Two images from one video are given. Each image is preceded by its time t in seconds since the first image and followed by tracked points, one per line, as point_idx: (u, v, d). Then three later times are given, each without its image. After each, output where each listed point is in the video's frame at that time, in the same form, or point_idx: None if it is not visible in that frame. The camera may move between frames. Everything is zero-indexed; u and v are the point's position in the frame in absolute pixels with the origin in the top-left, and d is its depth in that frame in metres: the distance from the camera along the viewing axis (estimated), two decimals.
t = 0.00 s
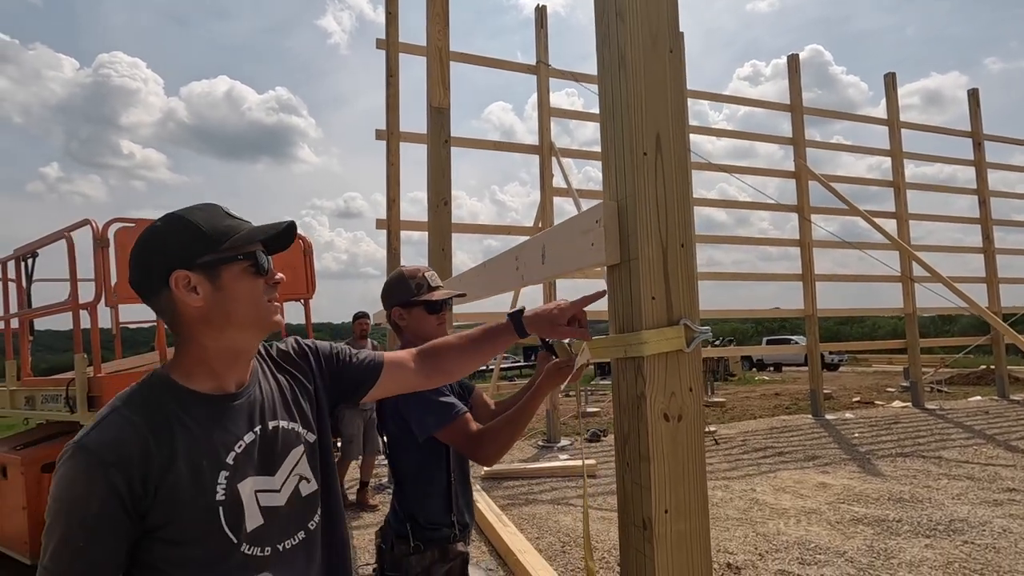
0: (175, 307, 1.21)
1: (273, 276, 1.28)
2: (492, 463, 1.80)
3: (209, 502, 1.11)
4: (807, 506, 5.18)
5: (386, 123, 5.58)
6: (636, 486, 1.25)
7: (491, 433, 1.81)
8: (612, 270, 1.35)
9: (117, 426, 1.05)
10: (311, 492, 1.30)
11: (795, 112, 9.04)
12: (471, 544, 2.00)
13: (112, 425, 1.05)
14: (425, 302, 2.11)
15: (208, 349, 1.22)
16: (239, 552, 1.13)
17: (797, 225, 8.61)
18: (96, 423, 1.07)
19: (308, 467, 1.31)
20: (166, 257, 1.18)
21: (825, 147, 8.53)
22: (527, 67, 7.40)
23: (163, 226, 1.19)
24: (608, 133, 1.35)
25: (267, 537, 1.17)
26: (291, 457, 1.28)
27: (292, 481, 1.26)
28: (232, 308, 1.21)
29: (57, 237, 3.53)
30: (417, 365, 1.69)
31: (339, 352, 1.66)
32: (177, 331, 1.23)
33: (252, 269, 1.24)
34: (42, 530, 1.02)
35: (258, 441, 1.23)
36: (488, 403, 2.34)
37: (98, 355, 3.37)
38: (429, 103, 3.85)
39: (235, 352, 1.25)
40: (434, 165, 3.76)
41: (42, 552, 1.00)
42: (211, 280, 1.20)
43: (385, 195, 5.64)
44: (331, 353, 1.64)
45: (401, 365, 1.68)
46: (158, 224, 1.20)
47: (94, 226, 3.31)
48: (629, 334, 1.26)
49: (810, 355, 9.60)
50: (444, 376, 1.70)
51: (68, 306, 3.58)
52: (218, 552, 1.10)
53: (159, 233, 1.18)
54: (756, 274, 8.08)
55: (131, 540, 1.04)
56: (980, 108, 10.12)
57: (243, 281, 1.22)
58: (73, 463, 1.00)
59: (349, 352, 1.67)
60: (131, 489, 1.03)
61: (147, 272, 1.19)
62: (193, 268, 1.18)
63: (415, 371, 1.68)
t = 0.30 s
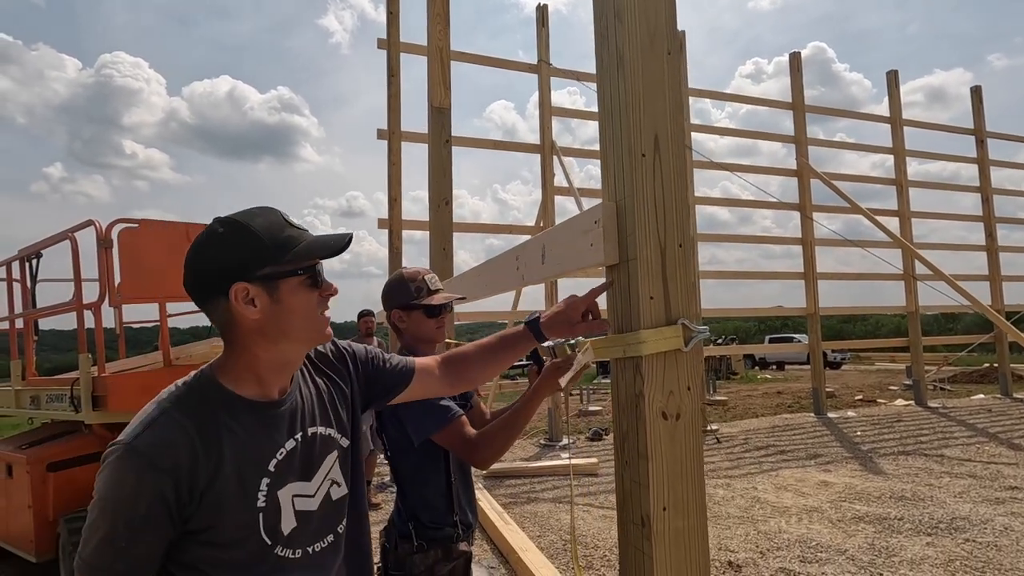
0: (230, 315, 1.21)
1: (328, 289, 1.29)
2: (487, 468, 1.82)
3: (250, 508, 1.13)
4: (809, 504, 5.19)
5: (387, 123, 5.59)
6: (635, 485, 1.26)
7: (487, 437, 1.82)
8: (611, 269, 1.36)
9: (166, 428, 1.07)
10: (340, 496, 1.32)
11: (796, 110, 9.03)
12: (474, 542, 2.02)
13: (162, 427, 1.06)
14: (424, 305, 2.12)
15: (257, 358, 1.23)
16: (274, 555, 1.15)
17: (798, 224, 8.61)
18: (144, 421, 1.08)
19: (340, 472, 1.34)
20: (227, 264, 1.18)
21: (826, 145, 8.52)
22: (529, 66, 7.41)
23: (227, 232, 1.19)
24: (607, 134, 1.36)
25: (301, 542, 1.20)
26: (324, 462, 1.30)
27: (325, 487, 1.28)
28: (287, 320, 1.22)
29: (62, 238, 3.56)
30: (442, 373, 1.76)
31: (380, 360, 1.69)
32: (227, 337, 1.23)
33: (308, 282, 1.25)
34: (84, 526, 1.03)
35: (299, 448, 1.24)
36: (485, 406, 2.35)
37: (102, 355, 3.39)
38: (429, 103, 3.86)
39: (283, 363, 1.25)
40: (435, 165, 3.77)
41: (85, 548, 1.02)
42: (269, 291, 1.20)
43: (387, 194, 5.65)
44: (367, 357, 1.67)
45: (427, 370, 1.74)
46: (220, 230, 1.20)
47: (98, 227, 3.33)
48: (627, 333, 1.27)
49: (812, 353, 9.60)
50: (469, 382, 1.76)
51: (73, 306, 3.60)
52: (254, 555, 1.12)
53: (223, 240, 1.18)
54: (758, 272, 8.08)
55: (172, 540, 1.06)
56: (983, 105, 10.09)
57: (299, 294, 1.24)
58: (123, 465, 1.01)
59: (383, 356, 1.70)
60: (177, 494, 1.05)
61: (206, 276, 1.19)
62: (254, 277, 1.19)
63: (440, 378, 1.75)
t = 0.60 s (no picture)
0: (265, 311, 1.22)
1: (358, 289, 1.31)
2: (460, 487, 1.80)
3: (278, 505, 1.14)
4: (810, 503, 5.19)
5: (388, 122, 5.60)
6: (632, 483, 1.27)
7: (459, 456, 1.78)
8: (609, 270, 1.37)
9: (200, 424, 1.07)
10: (362, 496, 1.34)
11: (798, 108, 9.02)
12: (477, 537, 2.04)
13: (197, 422, 1.07)
14: (421, 306, 2.13)
15: (287, 355, 1.23)
16: (297, 553, 1.16)
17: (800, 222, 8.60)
18: (178, 414, 1.08)
19: (362, 471, 1.35)
20: (266, 261, 1.19)
21: (827, 144, 8.51)
22: (529, 66, 7.41)
23: (267, 230, 1.20)
24: (604, 136, 1.37)
25: (324, 541, 1.21)
26: (348, 461, 1.31)
27: (348, 488, 1.29)
28: (321, 318, 1.24)
29: (64, 238, 3.57)
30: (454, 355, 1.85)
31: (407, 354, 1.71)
32: (258, 334, 1.23)
33: (340, 280, 1.26)
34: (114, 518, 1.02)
35: (324, 446, 1.26)
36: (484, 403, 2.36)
37: (104, 356, 3.41)
38: (429, 103, 3.87)
39: (311, 361, 1.26)
40: (436, 165, 3.78)
41: (115, 539, 1.01)
42: (302, 288, 1.21)
43: (388, 194, 5.66)
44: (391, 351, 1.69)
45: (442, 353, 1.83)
46: (257, 227, 1.21)
47: (100, 227, 3.34)
48: (624, 333, 1.28)
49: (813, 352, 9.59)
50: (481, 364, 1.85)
51: (75, 307, 3.62)
52: (279, 553, 1.14)
53: (263, 238, 1.20)
54: (760, 271, 8.07)
55: (202, 535, 1.07)
56: (985, 103, 10.07)
57: (334, 292, 1.25)
58: (157, 458, 1.01)
59: (402, 348, 1.72)
60: (210, 488, 1.06)
61: (242, 272, 1.19)
62: (291, 275, 1.20)
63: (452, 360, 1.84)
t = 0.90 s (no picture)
0: (267, 308, 1.22)
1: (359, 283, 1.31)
2: (474, 467, 1.80)
3: (285, 505, 1.14)
4: (812, 502, 5.18)
5: (389, 122, 5.60)
6: (634, 483, 1.26)
7: (471, 436, 1.79)
8: (611, 270, 1.37)
9: (206, 424, 1.06)
10: (370, 495, 1.34)
11: (800, 107, 9.00)
12: (480, 536, 2.03)
13: (203, 422, 1.06)
14: (417, 309, 2.12)
15: (288, 351, 1.24)
16: (304, 554, 1.15)
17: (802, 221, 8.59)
18: (182, 415, 1.08)
19: (370, 470, 1.35)
20: (266, 256, 1.18)
21: (829, 143, 8.49)
22: (530, 65, 7.40)
23: (266, 226, 1.20)
24: (606, 135, 1.37)
25: (331, 540, 1.21)
26: (355, 460, 1.31)
27: (354, 487, 1.29)
28: (322, 312, 1.24)
29: (67, 239, 3.58)
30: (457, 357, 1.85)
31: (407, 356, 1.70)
32: (259, 331, 1.23)
33: (342, 274, 1.27)
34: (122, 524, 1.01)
35: (330, 444, 1.26)
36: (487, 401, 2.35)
37: (107, 356, 3.42)
38: (431, 103, 3.86)
39: (312, 357, 1.26)
40: (437, 165, 3.78)
41: (123, 545, 1.00)
42: (304, 283, 1.22)
43: (390, 193, 5.66)
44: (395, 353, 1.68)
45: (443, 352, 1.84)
46: (256, 224, 1.21)
47: (102, 228, 3.35)
48: (627, 333, 1.28)
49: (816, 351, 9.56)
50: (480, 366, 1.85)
51: (77, 307, 3.63)
52: (288, 554, 1.13)
53: (262, 234, 1.19)
54: (762, 270, 8.06)
55: (211, 538, 1.06)
56: (988, 101, 10.04)
57: (334, 286, 1.25)
58: (163, 460, 1.00)
59: (405, 350, 1.72)
60: (219, 488, 1.05)
61: (242, 270, 1.19)
62: (291, 271, 1.20)
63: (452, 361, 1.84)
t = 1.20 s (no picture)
0: (283, 309, 1.19)
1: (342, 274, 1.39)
2: (462, 468, 1.80)
3: (297, 498, 1.12)
4: (813, 502, 5.18)
5: (389, 122, 5.60)
6: (631, 485, 1.26)
7: (459, 439, 1.78)
8: (608, 271, 1.37)
9: (222, 422, 1.03)
10: (361, 484, 1.35)
11: (800, 106, 8.99)
12: (477, 530, 2.03)
13: (219, 420, 1.03)
14: (413, 309, 2.12)
15: (301, 347, 1.24)
16: (310, 544, 1.14)
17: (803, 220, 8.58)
18: (196, 414, 1.03)
19: (358, 460, 1.37)
20: (282, 259, 1.16)
21: (830, 142, 8.47)
22: (530, 65, 7.40)
23: (265, 229, 1.17)
24: (602, 136, 1.36)
25: (333, 533, 1.21)
26: (345, 450, 1.32)
27: (348, 478, 1.30)
28: (334, 305, 1.31)
29: (67, 240, 3.59)
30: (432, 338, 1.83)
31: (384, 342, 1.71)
32: (272, 333, 1.20)
33: (330, 267, 1.33)
34: (127, 531, 0.93)
35: (326, 435, 1.27)
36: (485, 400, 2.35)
37: (107, 357, 3.42)
38: (430, 103, 3.87)
39: (322, 348, 1.29)
40: (436, 165, 3.79)
41: (130, 552, 0.93)
42: (315, 278, 1.24)
43: (390, 193, 5.66)
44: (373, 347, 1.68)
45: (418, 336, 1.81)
46: (279, 222, 1.20)
47: (102, 229, 3.36)
48: (623, 335, 1.28)
49: (817, 350, 9.54)
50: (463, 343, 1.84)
51: (78, 308, 3.63)
52: (298, 548, 1.11)
53: (271, 237, 1.17)
54: (763, 269, 8.04)
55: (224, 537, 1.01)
56: (989, 100, 10.02)
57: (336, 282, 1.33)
58: (182, 456, 0.95)
59: (372, 338, 1.71)
60: (238, 484, 1.01)
61: (275, 265, 1.16)
62: (306, 269, 1.21)
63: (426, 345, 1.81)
